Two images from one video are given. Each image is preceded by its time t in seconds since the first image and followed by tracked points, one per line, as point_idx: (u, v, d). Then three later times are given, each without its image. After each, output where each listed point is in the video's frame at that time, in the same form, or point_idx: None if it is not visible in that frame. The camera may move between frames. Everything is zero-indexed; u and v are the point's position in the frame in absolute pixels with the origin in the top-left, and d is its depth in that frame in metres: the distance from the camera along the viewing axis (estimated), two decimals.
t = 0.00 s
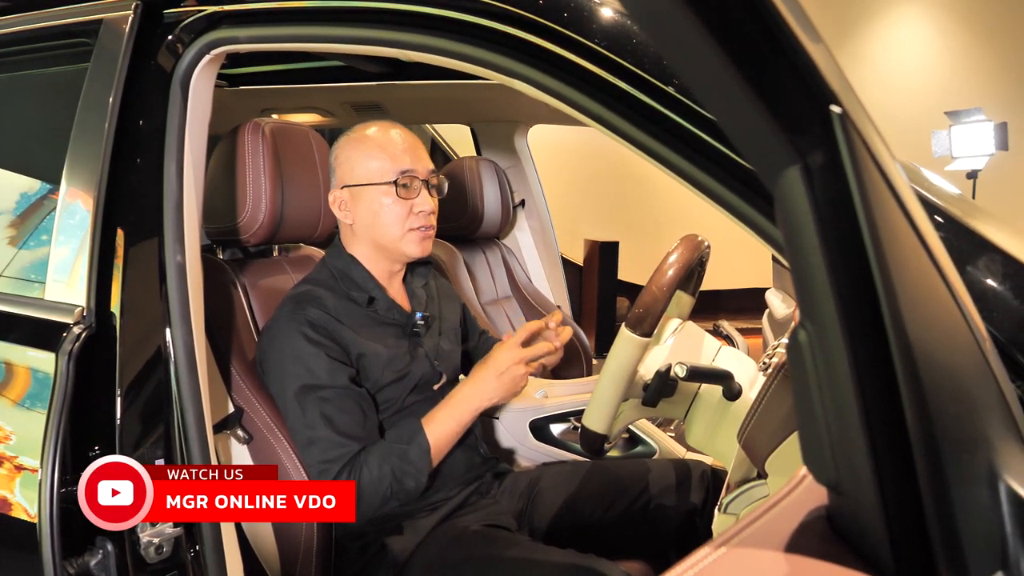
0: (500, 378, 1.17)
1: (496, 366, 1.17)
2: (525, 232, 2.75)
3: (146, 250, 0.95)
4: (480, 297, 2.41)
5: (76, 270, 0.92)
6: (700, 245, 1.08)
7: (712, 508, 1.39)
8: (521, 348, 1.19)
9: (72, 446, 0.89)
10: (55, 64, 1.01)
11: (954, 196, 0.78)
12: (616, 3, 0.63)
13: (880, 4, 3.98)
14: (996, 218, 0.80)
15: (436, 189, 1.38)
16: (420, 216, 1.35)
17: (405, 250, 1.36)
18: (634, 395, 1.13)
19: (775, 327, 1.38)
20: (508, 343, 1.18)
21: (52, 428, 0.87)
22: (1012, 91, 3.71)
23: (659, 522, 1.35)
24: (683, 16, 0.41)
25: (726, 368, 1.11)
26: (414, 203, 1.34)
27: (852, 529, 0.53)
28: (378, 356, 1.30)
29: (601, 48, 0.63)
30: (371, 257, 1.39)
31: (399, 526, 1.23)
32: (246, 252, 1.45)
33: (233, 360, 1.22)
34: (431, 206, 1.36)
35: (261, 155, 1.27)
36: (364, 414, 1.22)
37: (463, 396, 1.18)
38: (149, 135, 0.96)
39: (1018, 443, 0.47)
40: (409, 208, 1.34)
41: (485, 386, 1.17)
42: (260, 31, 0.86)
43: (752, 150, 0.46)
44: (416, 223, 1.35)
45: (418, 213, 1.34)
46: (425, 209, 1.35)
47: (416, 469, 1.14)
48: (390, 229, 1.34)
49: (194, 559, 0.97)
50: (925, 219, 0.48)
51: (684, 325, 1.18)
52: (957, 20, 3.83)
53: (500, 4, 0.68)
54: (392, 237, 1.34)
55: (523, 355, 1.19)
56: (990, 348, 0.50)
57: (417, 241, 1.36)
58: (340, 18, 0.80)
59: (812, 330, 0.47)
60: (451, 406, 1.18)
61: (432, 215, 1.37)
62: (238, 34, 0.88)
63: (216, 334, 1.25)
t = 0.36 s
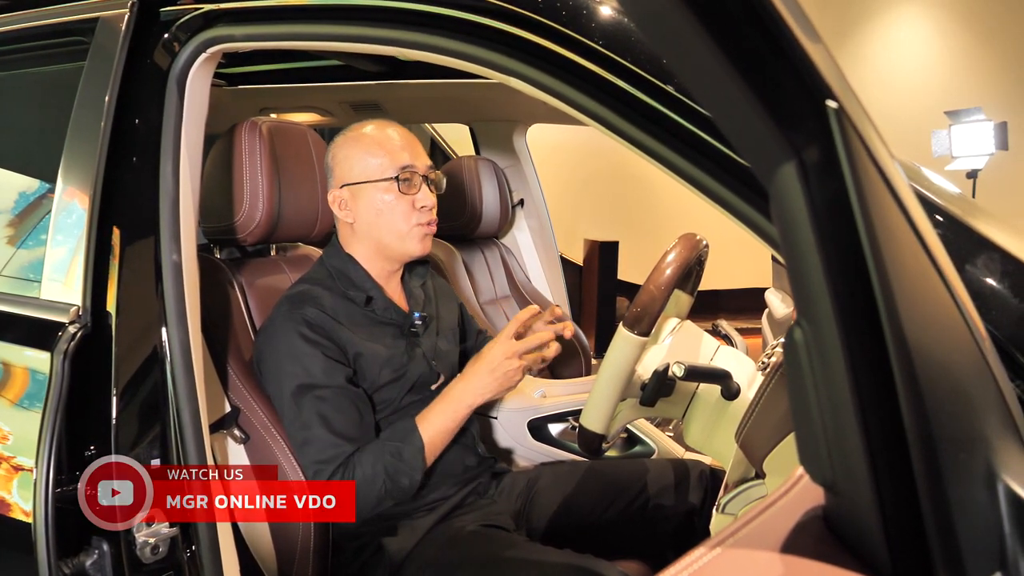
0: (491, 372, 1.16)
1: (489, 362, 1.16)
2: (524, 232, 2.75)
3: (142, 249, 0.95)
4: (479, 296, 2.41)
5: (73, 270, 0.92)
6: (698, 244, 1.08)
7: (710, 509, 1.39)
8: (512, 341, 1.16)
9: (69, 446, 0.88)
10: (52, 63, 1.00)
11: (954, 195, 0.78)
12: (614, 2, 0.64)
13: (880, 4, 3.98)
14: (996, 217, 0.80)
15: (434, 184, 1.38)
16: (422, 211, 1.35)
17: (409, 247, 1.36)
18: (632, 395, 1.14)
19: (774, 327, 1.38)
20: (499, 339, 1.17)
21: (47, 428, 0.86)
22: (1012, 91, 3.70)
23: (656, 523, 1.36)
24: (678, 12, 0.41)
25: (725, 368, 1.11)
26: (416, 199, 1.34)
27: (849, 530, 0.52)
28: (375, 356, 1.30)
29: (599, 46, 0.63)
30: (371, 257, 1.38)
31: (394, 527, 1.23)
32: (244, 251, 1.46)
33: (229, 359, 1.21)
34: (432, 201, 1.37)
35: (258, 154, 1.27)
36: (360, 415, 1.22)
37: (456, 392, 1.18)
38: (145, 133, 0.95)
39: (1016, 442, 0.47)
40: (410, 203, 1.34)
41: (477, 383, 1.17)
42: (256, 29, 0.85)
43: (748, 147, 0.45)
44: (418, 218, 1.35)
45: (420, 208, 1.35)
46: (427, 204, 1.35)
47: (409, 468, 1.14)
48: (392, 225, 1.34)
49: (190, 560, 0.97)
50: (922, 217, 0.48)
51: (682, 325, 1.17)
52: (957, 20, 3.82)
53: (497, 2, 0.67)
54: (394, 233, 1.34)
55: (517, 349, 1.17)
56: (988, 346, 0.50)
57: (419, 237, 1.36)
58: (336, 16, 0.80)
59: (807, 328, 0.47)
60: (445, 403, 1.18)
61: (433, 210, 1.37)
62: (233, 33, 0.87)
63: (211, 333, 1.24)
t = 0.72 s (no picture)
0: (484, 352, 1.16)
1: (477, 340, 1.16)
2: (523, 231, 2.75)
3: (138, 249, 0.94)
4: (477, 296, 2.41)
5: (69, 270, 0.92)
6: (695, 244, 1.07)
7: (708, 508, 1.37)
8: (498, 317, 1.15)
9: (63, 444, 0.89)
10: (48, 61, 1.00)
11: (953, 194, 0.78)
12: None
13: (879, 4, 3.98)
14: (997, 216, 0.80)
15: (433, 196, 1.37)
16: (414, 223, 1.35)
17: (398, 255, 1.36)
18: (629, 395, 1.14)
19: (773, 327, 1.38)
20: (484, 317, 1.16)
21: (43, 428, 0.87)
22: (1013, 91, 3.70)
23: (654, 523, 1.35)
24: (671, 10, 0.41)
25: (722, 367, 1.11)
26: (411, 210, 1.34)
27: (845, 531, 0.52)
28: (371, 353, 1.30)
29: (596, 44, 0.63)
30: (363, 258, 1.38)
31: (391, 526, 1.23)
32: (241, 249, 1.44)
33: (224, 358, 1.21)
34: (427, 213, 1.36)
35: (254, 152, 1.26)
36: (360, 407, 1.22)
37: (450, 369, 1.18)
38: (141, 132, 0.95)
39: (1013, 443, 0.47)
40: (404, 214, 1.33)
41: (468, 357, 1.17)
42: (252, 27, 0.85)
43: (743, 145, 0.45)
44: (411, 229, 1.35)
45: (414, 220, 1.34)
46: (421, 217, 1.35)
47: (413, 453, 1.14)
48: (385, 233, 1.33)
49: (187, 560, 0.96)
50: (919, 215, 0.48)
51: (679, 324, 1.17)
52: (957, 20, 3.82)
53: None
54: (385, 241, 1.34)
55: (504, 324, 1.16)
56: (985, 345, 0.49)
57: (410, 247, 1.36)
58: (332, 14, 0.79)
59: (802, 327, 0.46)
60: (441, 384, 1.18)
61: (427, 221, 1.37)
62: (230, 31, 0.87)
63: (207, 333, 1.23)
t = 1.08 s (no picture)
0: (491, 361, 1.18)
1: (489, 351, 1.18)
2: (522, 232, 2.75)
3: (135, 249, 0.94)
4: (475, 297, 2.41)
5: (67, 270, 0.91)
6: (693, 244, 1.07)
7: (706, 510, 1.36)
8: (510, 335, 1.16)
9: (61, 445, 0.89)
10: (45, 62, 1.00)
11: (952, 195, 0.77)
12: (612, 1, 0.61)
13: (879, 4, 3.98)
14: (995, 217, 0.79)
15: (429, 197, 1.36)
16: (405, 221, 1.33)
17: (387, 254, 1.34)
18: (627, 396, 1.14)
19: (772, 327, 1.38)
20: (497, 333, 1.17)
21: (40, 428, 0.87)
22: (1013, 91, 3.69)
23: (651, 524, 1.35)
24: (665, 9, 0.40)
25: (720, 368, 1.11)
26: (402, 208, 1.33)
27: (839, 533, 0.52)
28: (374, 353, 1.30)
29: (591, 45, 0.63)
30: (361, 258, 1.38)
31: (389, 526, 1.23)
32: (239, 249, 1.43)
33: (224, 361, 1.20)
34: (419, 213, 1.34)
35: (253, 153, 1.27)
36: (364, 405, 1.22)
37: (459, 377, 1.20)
38: (139, 133, 0.95)
39: (1008, 444, 0.47)
40: (394, 212, 1.32)
41: (479, 370, 1.18)
42: (250, 27, 0.85)
43: (737, 146, 0.45)
44: (400, 228, 1.33)
45: (403, 218, 1.33)
46: (411, 215, 1.33)
47: (422, 451, 1.17)
48: (374, 230, 1.33)
49: (184, 561, 0.96)
50: (913, 216, 0.47)
51: (677, 325, 1.17)
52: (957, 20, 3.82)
53: None
54: (373, 238, 1.33)
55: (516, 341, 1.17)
56: (981, 347, 0.49)
57: (401, 247, 1.34)
58: (328, 15, 0.79)
59: (794, 328, 0.47)
60: (450, 385, 1.21)
61: (420, 222, 1.35)
62: (228, 31, 0.87)
63: (205, 333, 1.23)
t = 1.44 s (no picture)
0: (489, 360, 1.20)
1: (486, 349, 1.20)
2: (523, 231, 2.74)
3: (135, 248, 0.94)
4: (477, 296, 2.40)
5: (66, 269, 0.91)
6: (694, 243, 1.07)
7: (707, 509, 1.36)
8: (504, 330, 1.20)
9: (60, 445, 0.89)
10: (44, 60, 1.00)
11: (955, 193, 0.77)
12: None
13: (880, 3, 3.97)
14: (997, 215, 0.79)
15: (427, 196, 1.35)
16: (400, 219, 1.33)
17: (381, 251, 1.34)
18: (628, 395, 1.13)
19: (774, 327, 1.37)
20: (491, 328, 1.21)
21: (37, 427, 0.87)
22: (1014, 90, 3.68)
23: (652, 525, 1.35)
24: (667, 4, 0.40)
25: (721, 367, 1.10)
26: (398, 206, 1.32)
27: (840, 533, 0.51)
28: (374, 350, 1.29)
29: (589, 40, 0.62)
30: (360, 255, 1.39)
31: (387, 526, 1.23)
32: (239, 249, 1.43)
33: (223, 360, 1.20)
34: (416, 211, 1.34)
35: (253, 151, 1.26)
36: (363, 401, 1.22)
37: (459, 374, 1.22)
38: (138, 131, 0.95)
39: (1014, 444, 0.46)
40: (390, 209, 1.32)
41: (478, 367, 1.21)
42: (249, 25, 0.84)
43: (736, 141, 0.45)
44: (396, 225, 1.33)
45: (399, 216, 1.33)
46: (407, 213, 1.33)
47: (423, 445, 1.19)
48: (369, 226, 1.34)
49: (183, 561, 0.95)
50: (916, 212, 0.47)
51: (678, 324, 1.17)
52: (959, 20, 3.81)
53: None
54: (369, 234, 1.34)
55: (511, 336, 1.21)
56: (985, 346, 0.48)
57: (395, 244, 1.34)
58: (327, 12, 0.79)
59: (796, 326, 0.46)
60: (447, 379, 1.23)
61: (416, 220, 1.35)
62: (227, 29, 0.86)
63: (205, 332, 1.23)
